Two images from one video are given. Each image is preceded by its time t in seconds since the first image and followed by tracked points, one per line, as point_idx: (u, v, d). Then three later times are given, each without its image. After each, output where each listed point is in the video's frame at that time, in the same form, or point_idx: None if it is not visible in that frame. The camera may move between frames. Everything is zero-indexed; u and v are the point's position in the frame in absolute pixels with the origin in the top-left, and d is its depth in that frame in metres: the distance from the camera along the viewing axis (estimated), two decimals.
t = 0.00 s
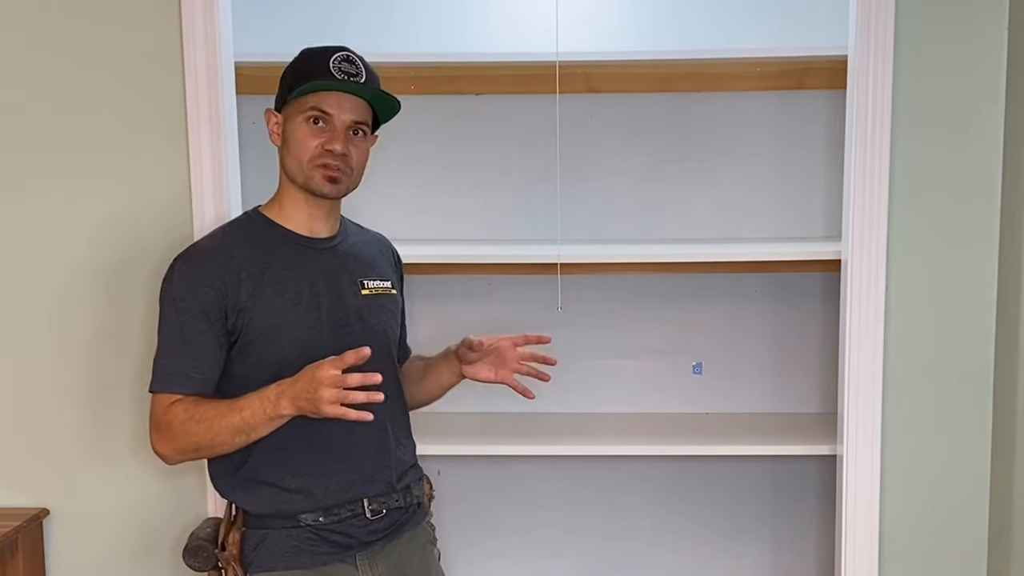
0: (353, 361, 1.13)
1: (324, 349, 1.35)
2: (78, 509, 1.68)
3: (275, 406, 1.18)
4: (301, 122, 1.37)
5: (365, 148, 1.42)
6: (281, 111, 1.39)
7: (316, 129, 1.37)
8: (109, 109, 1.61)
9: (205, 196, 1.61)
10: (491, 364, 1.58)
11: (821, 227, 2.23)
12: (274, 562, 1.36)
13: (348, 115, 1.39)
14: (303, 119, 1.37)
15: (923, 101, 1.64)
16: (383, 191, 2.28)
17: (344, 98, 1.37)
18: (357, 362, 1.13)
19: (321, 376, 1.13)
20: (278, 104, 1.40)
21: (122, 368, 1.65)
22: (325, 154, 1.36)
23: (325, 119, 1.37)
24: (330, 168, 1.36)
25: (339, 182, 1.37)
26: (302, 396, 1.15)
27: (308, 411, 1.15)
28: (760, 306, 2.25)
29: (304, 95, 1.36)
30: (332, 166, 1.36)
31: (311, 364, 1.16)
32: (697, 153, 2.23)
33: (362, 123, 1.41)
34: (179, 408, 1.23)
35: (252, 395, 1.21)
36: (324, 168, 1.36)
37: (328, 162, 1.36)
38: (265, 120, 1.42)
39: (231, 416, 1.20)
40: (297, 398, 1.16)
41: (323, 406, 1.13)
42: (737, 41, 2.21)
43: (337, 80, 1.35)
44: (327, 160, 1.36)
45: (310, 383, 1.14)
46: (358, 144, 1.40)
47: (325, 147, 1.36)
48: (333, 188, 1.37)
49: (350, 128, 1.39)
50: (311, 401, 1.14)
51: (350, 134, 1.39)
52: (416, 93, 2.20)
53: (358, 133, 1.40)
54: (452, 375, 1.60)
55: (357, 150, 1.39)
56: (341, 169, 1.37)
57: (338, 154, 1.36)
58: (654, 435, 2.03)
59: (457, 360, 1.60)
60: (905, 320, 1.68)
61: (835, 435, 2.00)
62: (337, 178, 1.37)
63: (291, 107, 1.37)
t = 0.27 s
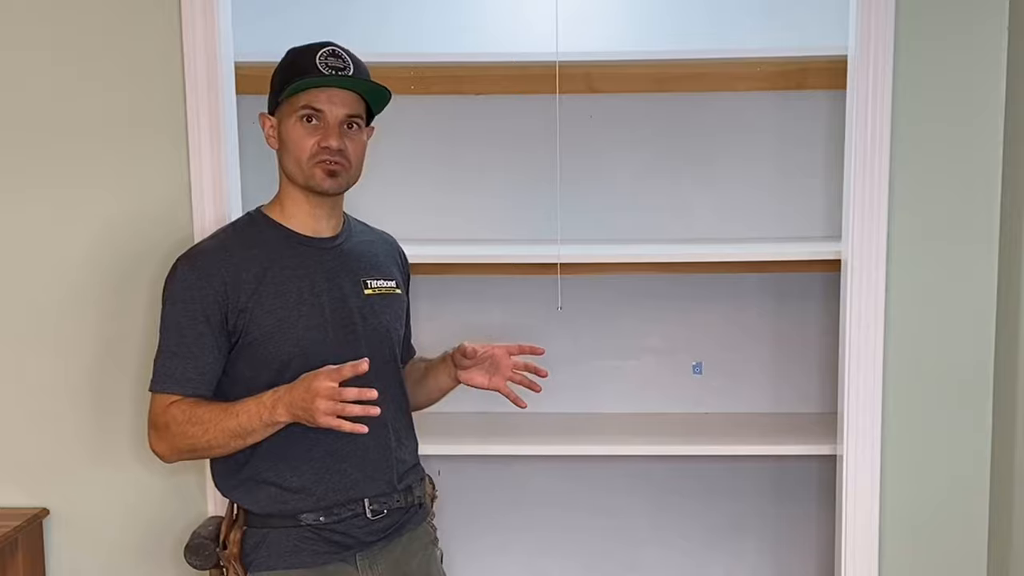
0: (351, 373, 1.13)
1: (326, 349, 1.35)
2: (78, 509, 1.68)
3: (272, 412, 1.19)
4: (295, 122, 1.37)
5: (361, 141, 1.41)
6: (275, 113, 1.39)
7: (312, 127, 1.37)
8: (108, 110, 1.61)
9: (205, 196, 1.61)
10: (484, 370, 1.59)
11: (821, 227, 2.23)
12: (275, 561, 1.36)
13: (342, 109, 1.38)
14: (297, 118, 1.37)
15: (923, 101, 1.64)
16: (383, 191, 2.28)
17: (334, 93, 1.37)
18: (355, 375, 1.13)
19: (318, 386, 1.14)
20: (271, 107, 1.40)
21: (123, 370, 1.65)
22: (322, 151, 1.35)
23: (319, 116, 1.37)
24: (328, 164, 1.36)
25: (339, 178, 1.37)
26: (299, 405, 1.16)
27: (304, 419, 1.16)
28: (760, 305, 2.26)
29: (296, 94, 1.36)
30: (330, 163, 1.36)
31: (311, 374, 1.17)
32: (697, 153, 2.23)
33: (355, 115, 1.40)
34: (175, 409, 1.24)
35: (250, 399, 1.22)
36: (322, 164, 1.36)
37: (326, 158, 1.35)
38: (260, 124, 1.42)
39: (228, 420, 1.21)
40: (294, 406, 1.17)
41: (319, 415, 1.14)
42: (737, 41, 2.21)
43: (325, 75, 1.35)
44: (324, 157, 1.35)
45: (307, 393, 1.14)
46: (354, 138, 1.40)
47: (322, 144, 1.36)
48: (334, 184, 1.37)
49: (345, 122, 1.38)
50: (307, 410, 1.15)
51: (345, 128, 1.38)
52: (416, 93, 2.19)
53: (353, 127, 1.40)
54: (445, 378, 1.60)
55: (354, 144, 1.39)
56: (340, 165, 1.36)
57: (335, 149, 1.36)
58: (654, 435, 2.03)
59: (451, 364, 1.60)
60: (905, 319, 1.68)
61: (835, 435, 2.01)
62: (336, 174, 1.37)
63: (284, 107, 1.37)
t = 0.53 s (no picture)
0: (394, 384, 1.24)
1: (327, 349, 1.35)
2: (78, 509, 1.68)
3: (293, 415, 1.23)
4: (297, 125, 1.37)
5: (362, 140, 1.41)
6: (275, 116, 1.39)
7: (314, 130, 1.36)
8: (108, 110, 1.61)
9: (205, 195, 1.61)
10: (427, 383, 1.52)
11: (821, 227, 2.23)
12: (274, 561, 1.36)
13: (342, 110, 1.38)
14: (298, 121, 1.36)
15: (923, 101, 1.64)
16: (383, 192, 2.28)
17: (334, 93, 1.36)
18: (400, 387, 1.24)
19: (353, 389, 1.22)
20: (270, 110, 1.39)
21: (123, 371, 1.65)
22: (325, 153, 1.35)
23: (320, 118, 1.37)
24: (331, 165, 1.35)
25: (343, 178, 1.37)
26: (327, 409, 1.22)
27: (332, 423, 1.22)
28: (760, 305, 2.26)
29: (295, 97, 1.36)
30: (333, 164, 1.35)
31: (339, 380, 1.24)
32: (697, 153, 2.23)
33: (356, 115, 1.40)
34: (186, 410, 1.24)
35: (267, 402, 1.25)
36: (325, 165, 1.35)
37: (329, 160, 1.35)
38: (260, 128, 1.41)
39: (245, 422, 1.24)
40: (322, 410, 1.22)
41: (350, 417, 1.21)
42: (737, 41, 2.21)
43: (324, 77, 1.34)
44: (327, 158, 1.35)
45: (341, 396, 1.21)
46: (356, 138, 1.40)
47: (324, 145, 1.36)
48: (337, 185, 1.37)
49: (346, 123, 1.38)
50: (337, 412, 1.21)
51: (347, 129, 1.38)
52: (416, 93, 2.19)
53: (354, 126, 1.40)
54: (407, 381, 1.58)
55: (356, 144, 1.39)
56: (342, 165, 1.36)
57: (338, 150, 1.36)
58: (653, 435, 2.03)
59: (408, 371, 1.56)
60: (905, 319, 1.68)
61: (836, 435, 2.01)
62: (339, 175, 1.36)
63: (284, 111, 1.37)
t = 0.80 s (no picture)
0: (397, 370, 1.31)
1: (331, 343, 1.35)
2: (78, 509, 1.68)
3: (318, 409, 1.27)
4: (279, 128, 1.36)
5: (347, 128, 1.40)
6: (258, 125, 1.39)
7: (294, 129, 1.36)
8: (108, 110, 1.61)
9: (205, 193, 1.61)
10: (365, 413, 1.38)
11: (821, 226, 2.23)
12: (274, 560, 1.36)
13: (317, 103, 1.37)
14: (280, 124, 1.36)
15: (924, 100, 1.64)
16: (383, 192, 2.28)
17: (305, 90, 1.35)
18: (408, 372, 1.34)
19: (373, 378, 1.28)
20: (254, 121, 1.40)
21: (123, 371, 1.65)
22: (311, 149, 1.35)
23: (296, 117, 1.36)
24: (320, 161, 1.35)
25: (335, 171, 1.36)
26: (349, 400, 1.27)
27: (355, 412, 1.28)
28: (760, 306, 2.26)
29: (271, 102, 1.36)
30: (322, 159, 1.34)
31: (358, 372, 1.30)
32: (697, 153, 2.23)
33: (334, 104, 1.38)
34: (208, 401, 1.26)
35: (293, 398, 1.28)
36: (315, 162, 1.35)
37: (317, 156, 1.34)
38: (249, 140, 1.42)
39: (269, 415, 1.26)
40: (346, 401, 1.27)
41: (372, 404, 1.28)
42: (737, 41, 2.21)
43: (293, 75, 1.33)
44: (315, 155, 1.35)
45: (363, 385, 1.28)
46: (338, 127, 1.38)
47: (309, 143, 1.35)
48: (333, 179, 1.36)
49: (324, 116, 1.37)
50: (359, 402, 1.27)
51: (326, 121, 1.37)
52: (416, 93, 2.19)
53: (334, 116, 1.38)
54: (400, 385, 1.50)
55: (339, 133, 1.37)
56: (331, 158, 1.35)
57: (323, 144, 1.35)
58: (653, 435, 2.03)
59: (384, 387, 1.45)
60: (906, 318, 1.68)
61: (836, 435, 2.01)
62: (330, 169, 1.36)
63: (263, 118, 1.37)
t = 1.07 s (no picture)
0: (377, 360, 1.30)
1: (332, 341, 1.35)
2: (78, 509, 1.68)
3: (307, 403, 1.26)
4: (272, 131, 1.36)
5: (340, 125, 1.39)
6: (252, 128, 1.39)
7: (287, 130, 1.36)
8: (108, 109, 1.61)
9: (205, 193, 1.61)
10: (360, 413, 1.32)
11: (820, 226, 2.23)
12: (275, 560, 1.36)
13: (308, 103, 1.36)
14: (273, 127, 1.36)
15: (924, 100, 1.64)
16: (383, 192, 2.28)
17: (295, 90, 1.35)
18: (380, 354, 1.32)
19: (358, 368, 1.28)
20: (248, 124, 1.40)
21: (122, 371, 1.65)
22: (305, 149, 1.34)
23: (288, 118, 1.36)
24: (315, 160, 1.34)
25: (331, 169, 1.36)
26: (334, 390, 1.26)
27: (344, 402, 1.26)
28: (760, 305, 2.26)
29: (262, 105, 1.36)
30: (317, 158, 1.34)
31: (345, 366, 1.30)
32: (698, 153, 2.23)
33: (325, 103, 1.38)
34: (207, 398, 1.26)
35: (289, 396, 1.28)
36: (311, 162, 1.34)
37: (312, 155, 1.34)
38: (244, 144, 1.42)
39: (264, 411, 1.26)
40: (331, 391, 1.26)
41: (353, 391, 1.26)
42: (737, 41, 2.21)
43: (282, 77, 1.33)
44: (309, 155, 1.34)
45: (352, 376, 1.27)
46: (331, 124, 1.38)
47: (302, 143, 1.35)
48: (329, 177, 1.36)
49: (316, 115, 1.36)
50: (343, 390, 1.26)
51: (318, 120, 1.37)
52: (416, 93, 2.19)
53: (326, 115, 1.38)
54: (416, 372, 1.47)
55: (333, 131, 1.37)
56: (327, 156, 1.35)
57: (316, 143, 1.35)
58: (654, 435, 2.03)
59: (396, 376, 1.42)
60: (906, 317, 1.68)
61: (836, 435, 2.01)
62: (326, 167, 1.35)
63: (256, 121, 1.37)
